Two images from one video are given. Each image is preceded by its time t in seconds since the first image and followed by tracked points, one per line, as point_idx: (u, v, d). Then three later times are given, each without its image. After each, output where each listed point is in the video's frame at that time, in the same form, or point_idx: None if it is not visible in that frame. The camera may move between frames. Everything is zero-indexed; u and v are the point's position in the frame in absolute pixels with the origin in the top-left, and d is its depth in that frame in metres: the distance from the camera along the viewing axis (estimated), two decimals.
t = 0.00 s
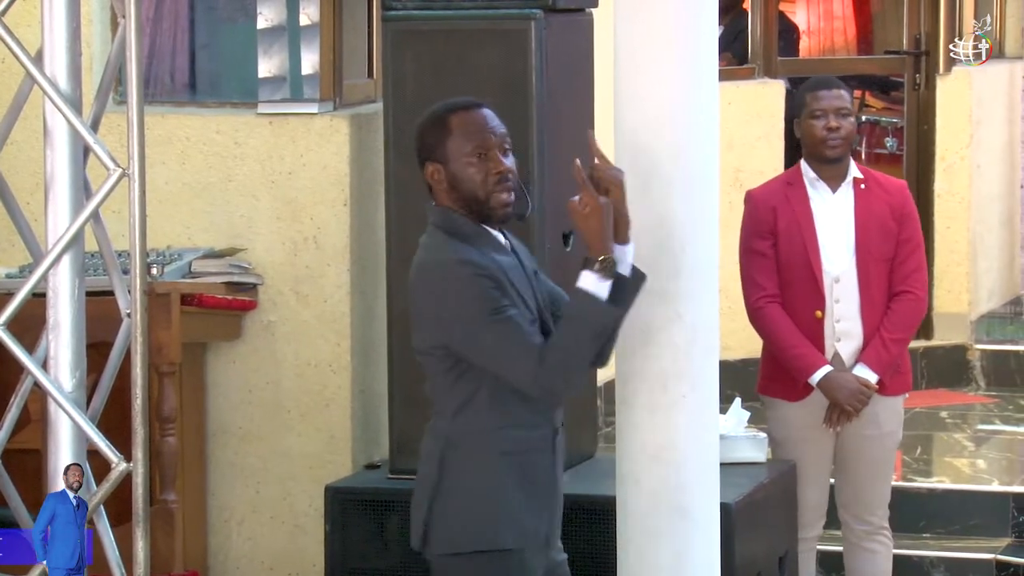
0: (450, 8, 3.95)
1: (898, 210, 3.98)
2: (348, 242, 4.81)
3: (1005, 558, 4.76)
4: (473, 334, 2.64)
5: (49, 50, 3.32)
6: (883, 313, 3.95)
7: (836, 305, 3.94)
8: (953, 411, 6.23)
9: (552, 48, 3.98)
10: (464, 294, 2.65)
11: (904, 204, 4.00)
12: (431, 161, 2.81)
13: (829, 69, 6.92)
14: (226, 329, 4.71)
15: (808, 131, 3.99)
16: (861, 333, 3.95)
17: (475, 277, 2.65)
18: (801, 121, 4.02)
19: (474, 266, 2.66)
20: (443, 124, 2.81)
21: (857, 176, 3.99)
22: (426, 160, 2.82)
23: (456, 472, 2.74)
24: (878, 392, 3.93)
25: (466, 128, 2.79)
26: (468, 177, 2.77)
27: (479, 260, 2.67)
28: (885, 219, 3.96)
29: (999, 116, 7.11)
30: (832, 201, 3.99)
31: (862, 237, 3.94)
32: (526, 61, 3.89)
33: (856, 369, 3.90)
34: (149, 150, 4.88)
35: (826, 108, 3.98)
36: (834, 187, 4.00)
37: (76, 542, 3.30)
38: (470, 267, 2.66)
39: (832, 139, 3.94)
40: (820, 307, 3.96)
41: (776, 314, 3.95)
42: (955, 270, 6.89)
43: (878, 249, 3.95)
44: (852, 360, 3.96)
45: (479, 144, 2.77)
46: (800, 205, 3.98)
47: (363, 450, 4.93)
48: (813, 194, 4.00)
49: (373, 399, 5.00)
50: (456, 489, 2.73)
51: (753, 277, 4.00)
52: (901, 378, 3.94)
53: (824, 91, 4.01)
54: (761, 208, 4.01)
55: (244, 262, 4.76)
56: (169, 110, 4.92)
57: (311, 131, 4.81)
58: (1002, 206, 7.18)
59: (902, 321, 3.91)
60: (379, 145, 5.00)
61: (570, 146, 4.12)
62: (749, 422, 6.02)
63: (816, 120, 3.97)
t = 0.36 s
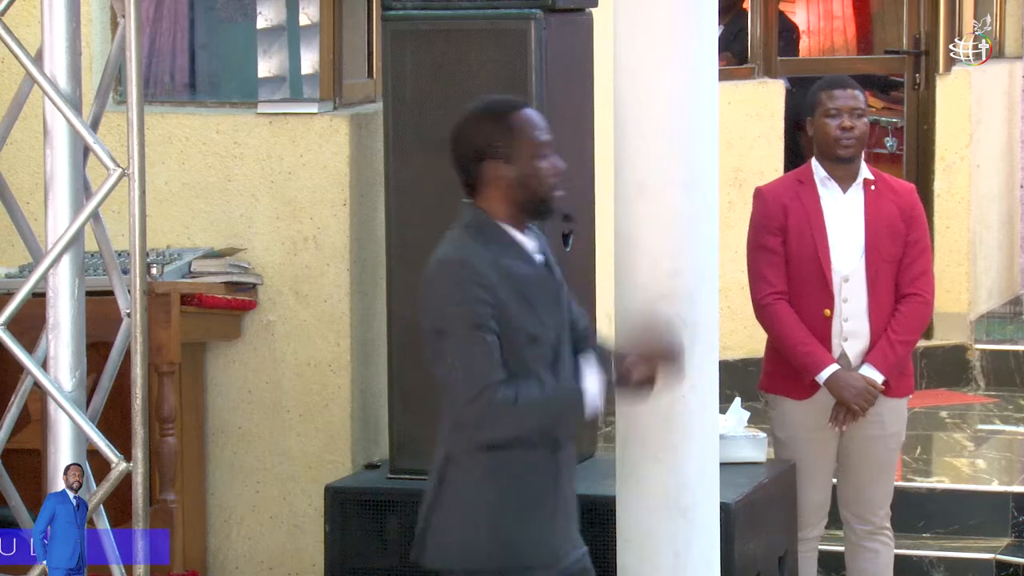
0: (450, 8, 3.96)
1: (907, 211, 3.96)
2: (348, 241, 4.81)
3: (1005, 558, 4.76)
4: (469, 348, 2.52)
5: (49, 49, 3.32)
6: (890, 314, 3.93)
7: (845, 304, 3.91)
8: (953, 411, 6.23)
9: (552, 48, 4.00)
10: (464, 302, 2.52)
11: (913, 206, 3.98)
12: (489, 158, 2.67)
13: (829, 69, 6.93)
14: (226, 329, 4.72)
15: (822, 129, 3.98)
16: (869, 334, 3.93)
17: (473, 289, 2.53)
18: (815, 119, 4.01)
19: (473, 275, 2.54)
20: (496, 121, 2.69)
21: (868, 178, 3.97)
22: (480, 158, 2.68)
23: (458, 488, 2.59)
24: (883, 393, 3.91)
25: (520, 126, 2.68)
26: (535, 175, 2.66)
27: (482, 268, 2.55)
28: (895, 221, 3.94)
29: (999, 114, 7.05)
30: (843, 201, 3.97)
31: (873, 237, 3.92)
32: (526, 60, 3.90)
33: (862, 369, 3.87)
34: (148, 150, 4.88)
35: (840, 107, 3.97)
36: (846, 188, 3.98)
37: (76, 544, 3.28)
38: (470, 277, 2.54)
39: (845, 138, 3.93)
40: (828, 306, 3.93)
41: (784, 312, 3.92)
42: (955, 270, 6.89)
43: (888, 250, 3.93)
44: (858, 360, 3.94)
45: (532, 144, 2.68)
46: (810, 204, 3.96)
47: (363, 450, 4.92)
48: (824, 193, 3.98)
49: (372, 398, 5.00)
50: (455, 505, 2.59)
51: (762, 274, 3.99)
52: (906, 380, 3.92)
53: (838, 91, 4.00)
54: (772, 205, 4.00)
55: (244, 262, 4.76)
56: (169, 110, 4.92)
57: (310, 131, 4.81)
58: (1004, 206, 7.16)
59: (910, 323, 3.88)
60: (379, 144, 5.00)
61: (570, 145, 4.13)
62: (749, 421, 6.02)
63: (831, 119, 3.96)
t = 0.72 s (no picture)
0: (443, 8, 3.95)
1: (902, 212, 3.96)
2: (341, 242, 4.81)
3: (997, 559, 4.77)
4: (603, 342, 2.53)
5: (41, 50, 3.31)
6: (884, 316, 3.93)
7: (839, 305, 3.91)
8: (944, 412, 6.23)
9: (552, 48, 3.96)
10: (601, 297, 2.53)
11: (909, 209, 3.98)
12: (599, 171, 2.67)
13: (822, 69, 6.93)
14: (220, 331, 4.72)
15: (818, 133, 3.96)
16: (863, 335, 3.93)
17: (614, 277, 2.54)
18: (812, 120, 3.99)
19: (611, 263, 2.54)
20: (593, 137, 2.68)
21: (864, 179, 3.97)
22: (590, 173, 2.67)
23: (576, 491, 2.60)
24: (876, 395, 3.91)
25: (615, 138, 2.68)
26: (642, 185, 2.69)
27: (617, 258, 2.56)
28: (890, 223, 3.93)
29: (992, 115, 6.99)
30: (839, 202, 3.96)
31: (868, 239, 3.92)
32: (519, 61, 3.89)
33: (856, 371, 3.87)
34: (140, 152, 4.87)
35: (837, 109, 3.95)
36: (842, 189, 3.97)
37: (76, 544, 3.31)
38: (603, 269, 2.54)
39: (842, 141, 3.91)
40: (822, 307, 3.93)
41: (778, 312, 3.91)
42: (948, 273, 6.85)
43: (883, 252, 3.93)
44: (852, 361, 3.93)
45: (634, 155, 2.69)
46: (806, 205, 3.95)
47: (355, 452, 4.92)
48: (819, 193, 3.97)
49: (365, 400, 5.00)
50: (566, 507, 2.60)
51: (756, 273, 3.96)
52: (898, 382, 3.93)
53: (835, 92, 3.97)
54: (767, 205, 3.97)
55: (236, 264, 4.76)
56: (161, 111, 4.92)
57: (304, 132, 4.81)
58: (997, 207, 7.16)
59: (903, 324, 3.88)
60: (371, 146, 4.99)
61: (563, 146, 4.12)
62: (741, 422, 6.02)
63: (827, 122, 3.94)
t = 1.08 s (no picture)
0: (371, 9, 3.93)
1: (829, 214, 3.96)
2: (269, 245, 4.75)
3: (921, 559, 4.83)
4: (664, 290, 2.74)
5: None
6: (810, 317, 3.95)
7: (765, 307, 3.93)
8: (869, 413, 6.30)
9: (475, 50, 3.95)
10: (644, 252, 2.74)
11: (835, 210, 3.97)
12: (634, 145, 2.84)
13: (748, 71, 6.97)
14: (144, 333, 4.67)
15: (744, 136, 3.93)
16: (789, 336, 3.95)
17: (663, 231, 2.75)
18: (738, 124, 3.95)
19: (652, 222, 2.75)
20: (634, 113, 2.85)
21: (791, 182, 3.95)
22: (626, 145, 2.84)
23: (643, 447, 2.80)
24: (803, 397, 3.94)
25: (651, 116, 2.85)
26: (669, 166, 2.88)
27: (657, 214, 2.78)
28: (816, 226, 3.93)
29: (917, 119, 7.10)
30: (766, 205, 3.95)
31: (794, 241, 3.92)
32: (448, 63, 3.86)
33: (782, 372, 3.87)
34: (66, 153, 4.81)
35: (764, 112, 3.90)
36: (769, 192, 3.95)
37: (73, 543, 3.62)
38: (641, 227, 2.76)
39: (769, 144, 3.89)
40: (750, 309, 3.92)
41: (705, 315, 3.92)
42: (874, 274, 6.85)
43: (809, 254, 3.94)
44: (778, 362, 3.96)
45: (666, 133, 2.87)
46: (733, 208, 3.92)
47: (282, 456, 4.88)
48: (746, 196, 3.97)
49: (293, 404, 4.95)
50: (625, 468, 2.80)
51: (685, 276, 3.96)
52: (824, 383, 3.95)
53: (762, 95, 3.92)
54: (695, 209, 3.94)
55: (164, 266, 4.77)
56: (88, 113, 4.86)
57: (231, 135, 4.76)
58: (921, 208, 7.25)
59: (829, 326, 3.90)
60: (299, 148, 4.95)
61: (493, 148, 4.11)
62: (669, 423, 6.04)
63: (754, 125, 3.90)
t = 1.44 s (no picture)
0: (273, 29, 3.87)
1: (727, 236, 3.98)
2: (166, 267, 4.68)
3: None
4: (716, 344, 2.72)
5: None
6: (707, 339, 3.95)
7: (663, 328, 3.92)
8: (766, 432, 6.36)
9: (373, 71, 3.89)
10: (693, 307, 2.74)
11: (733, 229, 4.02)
12: (688, 204, 2.87)
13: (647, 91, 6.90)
14: (43, 357, 4.60)
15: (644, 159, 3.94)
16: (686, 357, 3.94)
17: (712, 284, 2.75)
18: (637, 146, 3.96)
19: (701, 277, 2.76)
20: (692, 175, 2.88)
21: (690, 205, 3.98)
22: (680, 204, 2.87)
23: (682, 490, 2.81)
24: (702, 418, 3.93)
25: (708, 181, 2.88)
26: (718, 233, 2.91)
27: (704, 269, 2.78)
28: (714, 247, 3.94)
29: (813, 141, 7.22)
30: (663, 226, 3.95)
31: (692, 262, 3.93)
32: (346, 84, 3.83)
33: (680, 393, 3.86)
34: None
35: (663, 135, 3.91)
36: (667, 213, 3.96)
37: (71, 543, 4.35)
38: (687, 282, 2.76)
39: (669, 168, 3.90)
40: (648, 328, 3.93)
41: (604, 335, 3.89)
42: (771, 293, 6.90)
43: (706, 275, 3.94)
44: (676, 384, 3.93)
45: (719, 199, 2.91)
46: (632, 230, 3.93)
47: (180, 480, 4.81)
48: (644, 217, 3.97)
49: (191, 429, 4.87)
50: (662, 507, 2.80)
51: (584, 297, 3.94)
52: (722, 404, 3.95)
53: (662, 118, 3.93)
54: (593, 230, 3.96)
55: (60, 288, 4.68)
56: None
57: (128, 156, 4.68)
58: (816, 229, 7.34)
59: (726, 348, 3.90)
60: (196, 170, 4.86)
61: (391, 169, 4.03)
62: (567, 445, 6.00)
63: (652, 147, 3.91)
